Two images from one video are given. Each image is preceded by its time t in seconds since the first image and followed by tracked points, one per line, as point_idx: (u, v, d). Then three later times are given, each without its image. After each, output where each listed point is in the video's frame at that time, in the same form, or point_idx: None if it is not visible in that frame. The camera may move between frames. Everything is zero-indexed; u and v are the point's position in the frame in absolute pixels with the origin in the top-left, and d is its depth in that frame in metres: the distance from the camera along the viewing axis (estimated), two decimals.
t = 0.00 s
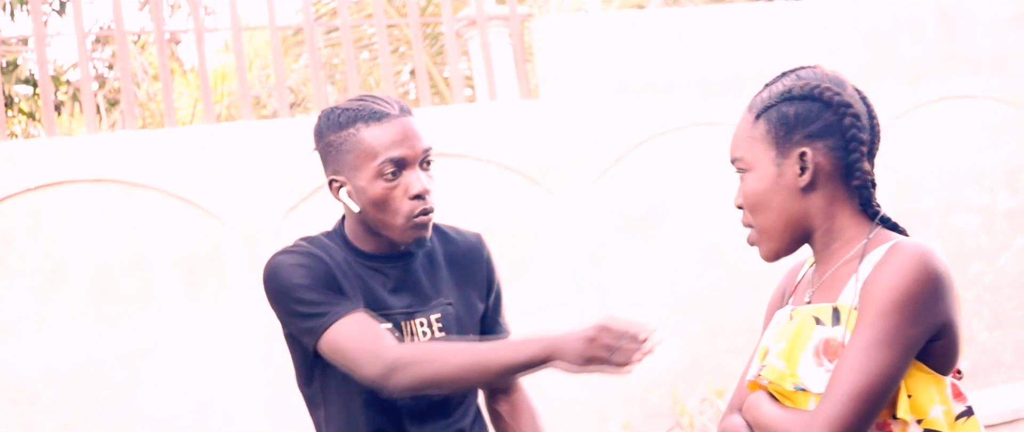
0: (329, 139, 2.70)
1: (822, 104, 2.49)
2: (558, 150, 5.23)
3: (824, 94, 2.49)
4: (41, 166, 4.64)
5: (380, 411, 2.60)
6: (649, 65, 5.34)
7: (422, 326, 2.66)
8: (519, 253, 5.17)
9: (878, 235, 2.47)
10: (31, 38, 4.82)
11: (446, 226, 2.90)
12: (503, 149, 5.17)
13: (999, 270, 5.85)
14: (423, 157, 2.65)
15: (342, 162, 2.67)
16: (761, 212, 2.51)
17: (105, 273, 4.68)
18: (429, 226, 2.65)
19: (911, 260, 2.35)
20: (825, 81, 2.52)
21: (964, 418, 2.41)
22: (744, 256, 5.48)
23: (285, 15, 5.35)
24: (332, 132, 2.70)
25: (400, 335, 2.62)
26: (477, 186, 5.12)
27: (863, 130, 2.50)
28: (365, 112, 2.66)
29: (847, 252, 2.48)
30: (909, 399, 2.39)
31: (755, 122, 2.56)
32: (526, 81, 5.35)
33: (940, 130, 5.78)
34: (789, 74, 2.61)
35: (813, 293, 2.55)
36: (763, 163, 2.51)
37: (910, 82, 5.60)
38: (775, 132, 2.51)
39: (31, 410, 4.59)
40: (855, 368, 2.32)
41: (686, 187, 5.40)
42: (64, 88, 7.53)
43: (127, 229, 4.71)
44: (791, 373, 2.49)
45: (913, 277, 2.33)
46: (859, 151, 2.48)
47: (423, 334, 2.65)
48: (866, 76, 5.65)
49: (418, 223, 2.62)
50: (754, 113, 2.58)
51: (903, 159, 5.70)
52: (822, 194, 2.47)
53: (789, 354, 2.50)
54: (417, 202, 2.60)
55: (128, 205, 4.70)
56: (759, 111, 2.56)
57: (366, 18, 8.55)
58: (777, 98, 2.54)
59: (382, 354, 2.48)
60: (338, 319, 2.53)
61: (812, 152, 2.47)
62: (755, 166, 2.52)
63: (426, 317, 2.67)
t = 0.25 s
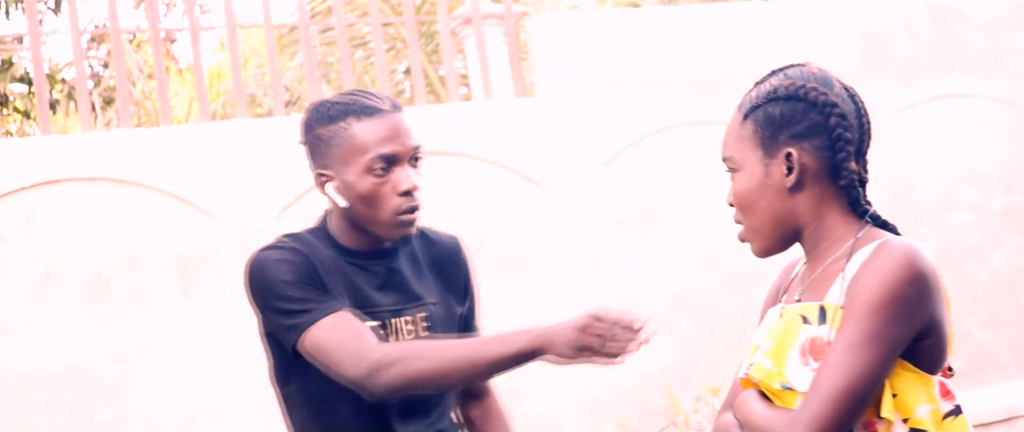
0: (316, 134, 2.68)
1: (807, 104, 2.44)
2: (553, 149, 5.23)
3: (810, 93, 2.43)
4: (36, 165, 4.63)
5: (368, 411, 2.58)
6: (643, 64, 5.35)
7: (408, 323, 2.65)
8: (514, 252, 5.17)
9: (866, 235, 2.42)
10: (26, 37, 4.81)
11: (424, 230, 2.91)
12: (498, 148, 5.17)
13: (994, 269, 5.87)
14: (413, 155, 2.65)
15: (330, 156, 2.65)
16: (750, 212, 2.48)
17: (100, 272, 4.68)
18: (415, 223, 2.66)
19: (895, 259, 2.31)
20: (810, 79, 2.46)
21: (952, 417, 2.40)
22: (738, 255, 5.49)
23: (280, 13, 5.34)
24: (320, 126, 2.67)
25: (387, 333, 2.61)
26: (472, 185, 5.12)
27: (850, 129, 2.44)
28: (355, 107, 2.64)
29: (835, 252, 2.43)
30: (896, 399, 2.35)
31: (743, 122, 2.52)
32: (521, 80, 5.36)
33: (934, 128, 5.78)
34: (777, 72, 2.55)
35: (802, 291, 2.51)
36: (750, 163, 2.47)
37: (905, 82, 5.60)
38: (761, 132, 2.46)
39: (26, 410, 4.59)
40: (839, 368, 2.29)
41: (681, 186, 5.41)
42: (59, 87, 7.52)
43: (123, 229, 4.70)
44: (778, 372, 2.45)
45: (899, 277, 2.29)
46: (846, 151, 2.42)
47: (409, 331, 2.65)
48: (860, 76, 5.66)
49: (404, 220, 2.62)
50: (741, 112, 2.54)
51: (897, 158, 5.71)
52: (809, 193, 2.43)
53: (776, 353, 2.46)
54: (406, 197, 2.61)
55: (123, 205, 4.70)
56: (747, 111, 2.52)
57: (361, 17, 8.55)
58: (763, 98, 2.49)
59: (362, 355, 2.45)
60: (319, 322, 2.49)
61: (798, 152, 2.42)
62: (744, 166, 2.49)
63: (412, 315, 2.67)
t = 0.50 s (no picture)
0: (272, 131, 2.49)
1: (797, 104, 2.44)
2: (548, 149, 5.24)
3: (799, 94, 2.44)
4: (30, 164, 4.60)
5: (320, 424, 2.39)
6: (638, 63, 5.35)
7: (365, 329, 2.45)
8: (509, 252, 5.17)
9: (854, 236, 2.43)
10: (20, 36, 4.79)
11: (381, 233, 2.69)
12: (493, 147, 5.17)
13: (989, 268, 5.88)
14: (373, 153, 2.47)
15: (287, 152, 2.46)
16: (740, 212, 2.48)
17: (94, 271, 4.67)
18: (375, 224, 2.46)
19: (881, 261, 2.31)
20: (800, 80, 2.47)
21: (941, 417, 2.39)
22: (733, 254, 5.50)
23: (274, 12, 5.34)
24: (279, 121, 2.48)
25: (339, 341, 2.41)
26: (466, 185, 5.12)
27: (840, 130, 2.44)
28: (316, 103, 2.47)
29: (823, 252, 2.44)
30: (884, 399, 2.36)
31: (733, 122, 2.53)
32: (516, 80, 5.35)
33: (928, 128, 5.80)
34: (768, 72, 2.55)
35: (792, 292, 2.52)
36: (740, 163, 2.48)
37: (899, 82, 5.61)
38: (751, 132, 2.47)
39: (21, 409, 4.56)
40: (826, 369, 2.29)
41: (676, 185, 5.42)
42: (54, 86, 7.50)
43: (116, 230, 4.71)
44: (767, 373, 2.46)
45: (883, 278, 2.29)
46: (835, 151, 2.42)
47: (365, 338, 2.45)
48: (855, 75, 5.66)
49: (364, 221, 2.43)
50: (732, 112, 2.54)
51: (892, 158, 5.72)
52: (798, 193, 2.43)
53: (765, 353, 2.46)
54: (366, 196, 2.42)
55: (116, 206, 4.70)
56: (737, 111, 2.52)
57: (355, 16, 8.56)
58: (753, 98, 2.50)
59: (246, 430, 2.29)
60: (225, 378, 2.31)
61: (788, 152, 2.42)
62: (733, 166, 2.49)
63: (368, 321, 2.47)
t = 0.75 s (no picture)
0: (237, 138, 2.42)
1: (791, 108, 2.44)
2: (547, 150, 5.24)
3: (794, 98, 2.44)
4: (29, 165, 4.60)
5: None
6: (637, 64, 5.35)
7: (323, 338, 2.38)
8: (509, 253, 5.18)
9: (851, 237, 2.43)
10: (19, 37, 4.79)
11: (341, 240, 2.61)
12: (493, 148, 5.17)
13: (988, 269, 5.89)
14: (339, 160, 2.41)
15: (252, 159, 2.39)
16: (737, 217, 2.47)
17: (93, 273, 4.67)
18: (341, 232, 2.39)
19: (880, 261, 2.31)
20: (793, 84, 2.47)
21: (939, 418, 2.40)
22: (732, 255, 5.50)
23: (273, 13, 5.34)
24: (244, 127, 2.42)
25: (297, 350, 2.33)
26: (465, 186, 5.12)
27: (835, 132, 2.45)
28: (281, 109, 2.40)
29: (821, 255, 2.45)
30: (883, 400, 2.36)
31: (727, 127, 2.52)
32: (515, 81, 5.34)
33: (927, 129, 5.81)
34: (760, 76, 2.56)
35: (790, 295, 2.52)
36: (736, 168, 2.47)
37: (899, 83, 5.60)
38: (746, 137, 2.46)
39: (20, 410, 4.56)
40: (825, 370, 2.29)
41: (675, 186, 5.42)
42: (53, 87, 7.50)
43: (115, 231, 4.70)
44: (766, 375, 2.46)
45: (882, 278, 2.29)
46: (830, 155, 2.42)
47: (323, 348, 2.37)
48: (855, 76, 5.66)
49: (329, 229, 2.36)
50: (726, 118, 2.53)
51: (891, 159, 5.73)
52: (795, 197, 2.43)
53: (763, 355, 2.46)
54: (331, 204, 2.35)
55: (115, 206, 4.70)
56: (730, 117, 2.52)
57: (355, 17, 8.56)
58: (747, 103, 2.50)
59: None
60: (153, 398, 2.24)
61: (784, 156, 2.42)
62: (729, 171, 2.48)
63: (327, 330, 2.39)
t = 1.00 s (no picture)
0: (224, 141, 2.59)
1: (790, 109, 2.44)
2: (548, 150, 5.24)
3: (793, 99, 2.44)
4: (30, 165, 4.60)
5: None
6: (638, 65, 5.35)
7: (307, 340, 2.55)
8: (509, 253, 5.17)
9: (852, 237, 2.43)
10: (20, 37, 4.79)
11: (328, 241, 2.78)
12: (494, 149, 5.17)
13: (989, 270, 5.88)
14: (323, 161, 2.56)
15: (238, 161, 2.55)
16: (736, 218, 2.47)
17: (94, 272, 4.68)
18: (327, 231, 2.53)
19: (879, 262, 2.31)
20: (792, 85, 2.47)
21: (940, 417, 2.40)
22: (733, 256, 5.50)
23: (274, 13, 5.34)
24: (228, 130, 2.58)
25: (281, 352, 2.50)
26: (466, 186, 5.12)
27: (833, 133, 2.44)
28: (265, 111, 2.56)
29: (821, 256, 2.45)
30: (885, 400, 2.36)
31: (726, 129, 2.52)
32: (516, 81, 5.34)
33: (928, 130, 5.81)
34: (759, 77, 2.55)
35: (791, 296, 2.52)
36: (735, 170, 2.47)
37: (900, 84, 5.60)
38: (745, 139, 2.46)
39: (21, 410, 4.56)
40: (825, 371, 2.29)
41: (676, 187, 5.42)
42: (54, 87, 7.50)
43: (116, 230, 4.71)
44: (767, 376, 2.46)
45: (882, 279, 2.29)
46: (830, 155, 2.42)
47: (307, 350, 2.54)
48: (856, 77, 5.66)
49: (315, 226, 2.50)
50: (725, 119, 2.54)
51: (892, 159, 5.72)
52: (795, 198, 2.43)
53: (764, 357, 2.47)
54: (317, 202, 2.50)
55: (116, 206, 4.70)
56: (729, 118, 2.52)
57: (356, 16, 8.55)
58: (745, 105, 2.50)
59: None
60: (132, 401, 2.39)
61: (783, 158, 2.42)
62: (728, 173, 2.49)
63: (311, 332, 2.56)
